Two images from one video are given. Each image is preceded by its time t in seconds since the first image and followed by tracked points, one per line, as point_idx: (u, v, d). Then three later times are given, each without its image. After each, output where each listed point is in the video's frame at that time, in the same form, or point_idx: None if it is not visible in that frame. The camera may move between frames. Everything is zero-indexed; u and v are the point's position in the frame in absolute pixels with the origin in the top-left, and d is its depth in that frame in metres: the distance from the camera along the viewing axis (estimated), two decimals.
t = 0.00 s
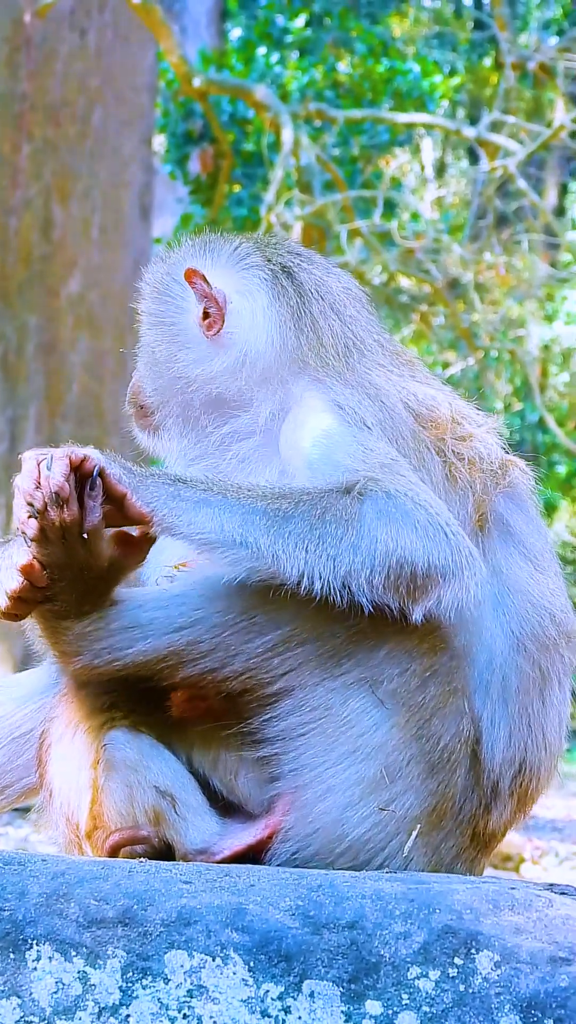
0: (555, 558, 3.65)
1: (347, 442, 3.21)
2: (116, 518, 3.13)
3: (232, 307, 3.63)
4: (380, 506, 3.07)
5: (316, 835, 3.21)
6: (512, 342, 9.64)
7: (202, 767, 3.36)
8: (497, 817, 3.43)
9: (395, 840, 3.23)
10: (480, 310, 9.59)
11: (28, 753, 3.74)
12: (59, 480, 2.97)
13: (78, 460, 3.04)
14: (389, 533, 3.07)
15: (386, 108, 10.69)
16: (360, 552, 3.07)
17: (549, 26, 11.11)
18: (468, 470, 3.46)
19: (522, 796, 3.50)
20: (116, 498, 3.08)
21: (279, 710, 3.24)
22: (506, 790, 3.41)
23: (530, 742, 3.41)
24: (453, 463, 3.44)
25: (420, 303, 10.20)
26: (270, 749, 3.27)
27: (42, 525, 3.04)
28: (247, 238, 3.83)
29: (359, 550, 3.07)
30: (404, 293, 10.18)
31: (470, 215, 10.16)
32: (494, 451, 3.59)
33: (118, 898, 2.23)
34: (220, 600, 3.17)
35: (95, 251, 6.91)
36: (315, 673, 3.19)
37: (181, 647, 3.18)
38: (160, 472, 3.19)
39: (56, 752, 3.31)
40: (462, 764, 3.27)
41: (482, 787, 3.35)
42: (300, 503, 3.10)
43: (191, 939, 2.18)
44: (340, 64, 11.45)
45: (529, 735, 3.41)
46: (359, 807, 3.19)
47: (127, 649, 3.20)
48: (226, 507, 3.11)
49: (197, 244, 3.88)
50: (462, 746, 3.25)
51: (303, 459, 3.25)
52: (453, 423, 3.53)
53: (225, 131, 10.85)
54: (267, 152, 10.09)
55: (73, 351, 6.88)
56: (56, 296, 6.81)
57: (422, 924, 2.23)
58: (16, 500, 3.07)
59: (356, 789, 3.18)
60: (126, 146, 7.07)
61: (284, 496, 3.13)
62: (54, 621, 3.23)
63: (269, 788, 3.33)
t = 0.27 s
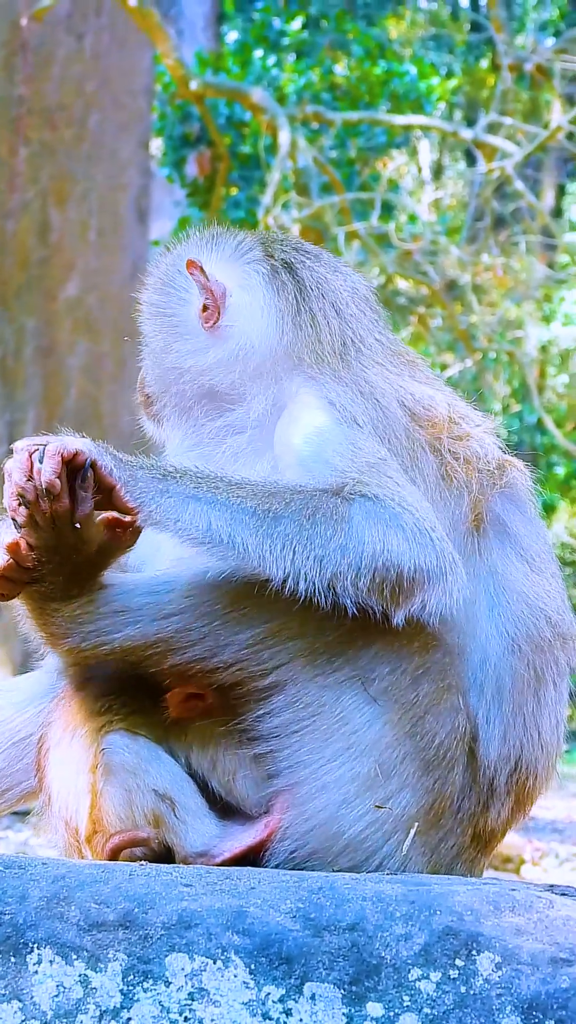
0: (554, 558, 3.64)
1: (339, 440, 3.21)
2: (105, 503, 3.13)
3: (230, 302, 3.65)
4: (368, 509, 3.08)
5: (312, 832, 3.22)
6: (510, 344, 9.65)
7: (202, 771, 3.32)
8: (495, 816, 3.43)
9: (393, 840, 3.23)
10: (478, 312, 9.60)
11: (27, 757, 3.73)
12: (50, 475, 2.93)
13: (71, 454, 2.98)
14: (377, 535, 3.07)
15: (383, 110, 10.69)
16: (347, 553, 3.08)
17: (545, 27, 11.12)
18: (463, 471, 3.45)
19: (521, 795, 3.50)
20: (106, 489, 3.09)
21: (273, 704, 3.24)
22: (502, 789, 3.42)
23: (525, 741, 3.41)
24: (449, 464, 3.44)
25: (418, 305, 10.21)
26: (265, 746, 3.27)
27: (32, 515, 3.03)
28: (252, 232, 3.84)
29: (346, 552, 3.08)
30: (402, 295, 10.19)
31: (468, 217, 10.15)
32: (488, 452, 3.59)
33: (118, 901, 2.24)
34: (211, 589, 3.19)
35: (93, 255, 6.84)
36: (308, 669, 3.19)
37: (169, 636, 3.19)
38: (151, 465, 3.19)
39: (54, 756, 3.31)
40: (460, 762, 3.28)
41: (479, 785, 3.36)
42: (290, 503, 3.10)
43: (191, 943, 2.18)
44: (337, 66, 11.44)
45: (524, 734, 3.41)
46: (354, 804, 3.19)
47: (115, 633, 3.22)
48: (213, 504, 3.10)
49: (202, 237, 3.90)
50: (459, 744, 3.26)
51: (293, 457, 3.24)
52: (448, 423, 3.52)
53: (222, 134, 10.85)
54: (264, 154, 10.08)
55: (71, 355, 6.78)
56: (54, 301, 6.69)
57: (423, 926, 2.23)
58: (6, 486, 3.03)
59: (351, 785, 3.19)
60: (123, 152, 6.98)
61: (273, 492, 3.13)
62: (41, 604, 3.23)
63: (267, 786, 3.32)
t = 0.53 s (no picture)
0: (550, 558, 3.67)
1: (344, 439, 3.21)
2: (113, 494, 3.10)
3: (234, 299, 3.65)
4: (384, 510, 3.08)
5: (305, 828, 3.22)
6: (503, 342, 9.66)
7: (196, 770, 3.32)
8: (492, 816, 3.44)
9: (388, 839, 3.24)
10: (471, 311, 9.62)
11: (22, 757, 3.73)
12: (50, 456, 2.94)
13: (76, 438, 3.00)
14: (392, 537, 3.07)
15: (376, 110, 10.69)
16: (362, 553, 3.07)
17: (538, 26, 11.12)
18: (464, 472, 3.47)
19: (519, 795, 3.51)
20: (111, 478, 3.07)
21: (267, 702, 3.23)
22: (500, 790, 3.43)
23: (526, 741, 3.43)
24: (449, 464, 3.45)
25: (412, 304, 10.23)
26: (258, 743, 3.27)
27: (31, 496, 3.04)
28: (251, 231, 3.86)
29: (359, 551, 3.07)
30: (396, 294, 10.20)
31: (461, 216, 10.16)
32: (489, 452, 3.60)
33: (114, 901, 2.24)
34: (206, 581, 3.17)
35: (87, 255, 6.77)
36: (303, 667, 3.19)
37: (164, 626, 3.18)
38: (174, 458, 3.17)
39: (50, 756, 3.30)
40: (455, 762, 3.28)
41: (476, 785, 3.37)
42: (306, 499, 3.08)
43: (187, 942, 2.18)
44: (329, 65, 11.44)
45: (525, 734, 3.42)
46: (349, 802, 3.20)
47: (108, 623, 3.21)
48: (234, 496, 3.09)
49: (201, 238, 3.91)
50: (454, 742, 3.27)
51: (295, 455, 3.24)
52: (448, 423, 3.53)
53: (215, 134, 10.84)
54: (257, 154, 10.08)
55: (65, 355, 6.73)
56: (47, 301, 6.67)
57: (418, 925, 2.24)
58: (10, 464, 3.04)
59: (345, 783, 3.19)
60: (115, 153, 6.90)
61: (288, 490, 3.11)
62: (36, 592, 3.24)
63: (262, 784, 3.31)
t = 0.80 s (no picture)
0: (552, 559, 3.67)
1: (345, 438, 3.21)
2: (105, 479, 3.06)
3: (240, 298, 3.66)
4: (367, 509, 3.08)
5: (304, 827, 3.21)
6: (502, 340, 9.66)
7: (196, 770, 3.33)
8: (492, 816, 3.45)
9: (387, 838, 3.24)
10: (469, 309, 9.61)
11: (21, 758, 3.73)
12: (52, 434, 2.91)
13: (74, 417, 2.98)
14: (375, 536, 3.07)
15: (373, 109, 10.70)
16: (345, 550, 3.07)
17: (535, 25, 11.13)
18: (468, 470, 3.46)
19: (519, 795, 3.52)
20: (107, 460, 3.04)
21: (266, 701, 3.23)
22: (501, 790, 3.43)
23: (527, 741, 3.43)
24: (453, 463, 3.43)
25: (409, 303, 10.23)
26: (258, 743, 3.26)
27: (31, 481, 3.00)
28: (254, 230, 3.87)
29: (343, 548, 3.08)
30: (394, 293, 10.19)
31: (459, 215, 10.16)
32: (493, 452, 3.59)
33: (112, 901, 2.24)
34: (204, 575, 3.17)
35: (84, 255, 6.76)
36: (301, 666, 3.19)
37: (162, 619, 3.18)
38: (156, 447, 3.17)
39: (49, 756, 3.29)
40: (453, 762, 3.28)
41: (475, 785, 3.36)
42: (291, 494, 3.11)
43: (186, 942, 2.18)
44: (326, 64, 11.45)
45: (526, 734, 3.43)
46: (348, 802, 3.19)
47: (105, 617, 3.21)
48: (217, 486, 3.11)
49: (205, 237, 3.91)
50: (453, 741, 3.26)
51: (298, 452, 3.24)
52: (451, 422, 3.53)
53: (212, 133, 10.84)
54: (254, 153, 10.07)
55: (63, 355, 6.71)
56: (44, 302, 6.62)
57: (417, 923, 2.23)
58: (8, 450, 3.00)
59: (344, 783, 3.19)
60: (112, 153, 6.89)
61: (273, 486, 3.13)
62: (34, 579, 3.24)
63: (262, 784, 3.31)
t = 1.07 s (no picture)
0: (552, 557, 3.67)
1: (343, 439, 3.20)
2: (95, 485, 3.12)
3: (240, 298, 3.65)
4: (357, 515, 3.07)
5: (304, 826, 3.22)
6: (502, 338, 9.66)
7: (195, 768, 3.33)
8: (491, 815, 3.45)
9: (387, 836, 3.24)
10: (469, 307, 9.60)
11: (19, 757, 3.73)
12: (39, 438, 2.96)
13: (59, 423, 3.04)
14: (365, 542, 3.06)
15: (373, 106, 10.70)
16: (334, 556, 3.06)
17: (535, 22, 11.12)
18: (469, 470, 3.46)
19: (518, 794, 3.51)
20: (94, 465, 3.09)
21: (263, 701, 3.22)
22: (500, 789, 3.43)
23: (526, 740, 3.43)
24: (452, 463, 3.42)
25: (409, 300, 10.22)
26: (256, 743, 3.26)
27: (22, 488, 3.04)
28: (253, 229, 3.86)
29: (332, 555, 3.06)
30: (393, 290, 10.18)
31: (459, 212, 10.15)
32: (493, 451, 3.58)
33: (112, 898, 2.24)
34: (197, 575, 3.19)
35: (84, 254, 6.76)
36: (299, 666, 3.19)
37: (158, 620, 3.18)
38: (144, 450, 3.18)
39: (48, 753, 3.29)
40: (452, 760, 3.28)
41: (475, 783, 3.37)
42: (280, 500, 3.09)
43: (185, 940, 2.18)
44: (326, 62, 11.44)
45: (526, 733, 3.42)
46: (347, 800, 3.19)
47: (102, 618, 3.21)
48: (203, 492, 3.11)
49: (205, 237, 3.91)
50: (452, 740, 3.26)
51: (298, 452, 3.24)
52: (451, 421, 3.51)
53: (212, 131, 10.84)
54: (254, 150, 10.06)
55: (63, 353, 6.70)
56: (44, 300, 6.62)
57: (416, 922, 2.23)
58: None
59: (343, 781, 3.19)
60: (112, 151, 6.88)
61: (263, 492, 3.12)
62: (29, 584, 3.24)
63: (263, 784, 3.30)
